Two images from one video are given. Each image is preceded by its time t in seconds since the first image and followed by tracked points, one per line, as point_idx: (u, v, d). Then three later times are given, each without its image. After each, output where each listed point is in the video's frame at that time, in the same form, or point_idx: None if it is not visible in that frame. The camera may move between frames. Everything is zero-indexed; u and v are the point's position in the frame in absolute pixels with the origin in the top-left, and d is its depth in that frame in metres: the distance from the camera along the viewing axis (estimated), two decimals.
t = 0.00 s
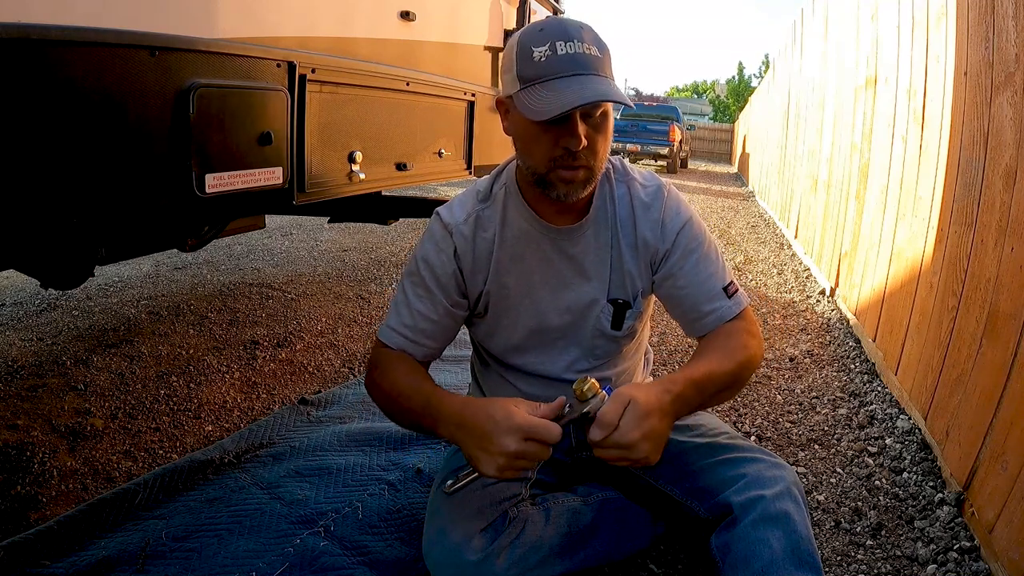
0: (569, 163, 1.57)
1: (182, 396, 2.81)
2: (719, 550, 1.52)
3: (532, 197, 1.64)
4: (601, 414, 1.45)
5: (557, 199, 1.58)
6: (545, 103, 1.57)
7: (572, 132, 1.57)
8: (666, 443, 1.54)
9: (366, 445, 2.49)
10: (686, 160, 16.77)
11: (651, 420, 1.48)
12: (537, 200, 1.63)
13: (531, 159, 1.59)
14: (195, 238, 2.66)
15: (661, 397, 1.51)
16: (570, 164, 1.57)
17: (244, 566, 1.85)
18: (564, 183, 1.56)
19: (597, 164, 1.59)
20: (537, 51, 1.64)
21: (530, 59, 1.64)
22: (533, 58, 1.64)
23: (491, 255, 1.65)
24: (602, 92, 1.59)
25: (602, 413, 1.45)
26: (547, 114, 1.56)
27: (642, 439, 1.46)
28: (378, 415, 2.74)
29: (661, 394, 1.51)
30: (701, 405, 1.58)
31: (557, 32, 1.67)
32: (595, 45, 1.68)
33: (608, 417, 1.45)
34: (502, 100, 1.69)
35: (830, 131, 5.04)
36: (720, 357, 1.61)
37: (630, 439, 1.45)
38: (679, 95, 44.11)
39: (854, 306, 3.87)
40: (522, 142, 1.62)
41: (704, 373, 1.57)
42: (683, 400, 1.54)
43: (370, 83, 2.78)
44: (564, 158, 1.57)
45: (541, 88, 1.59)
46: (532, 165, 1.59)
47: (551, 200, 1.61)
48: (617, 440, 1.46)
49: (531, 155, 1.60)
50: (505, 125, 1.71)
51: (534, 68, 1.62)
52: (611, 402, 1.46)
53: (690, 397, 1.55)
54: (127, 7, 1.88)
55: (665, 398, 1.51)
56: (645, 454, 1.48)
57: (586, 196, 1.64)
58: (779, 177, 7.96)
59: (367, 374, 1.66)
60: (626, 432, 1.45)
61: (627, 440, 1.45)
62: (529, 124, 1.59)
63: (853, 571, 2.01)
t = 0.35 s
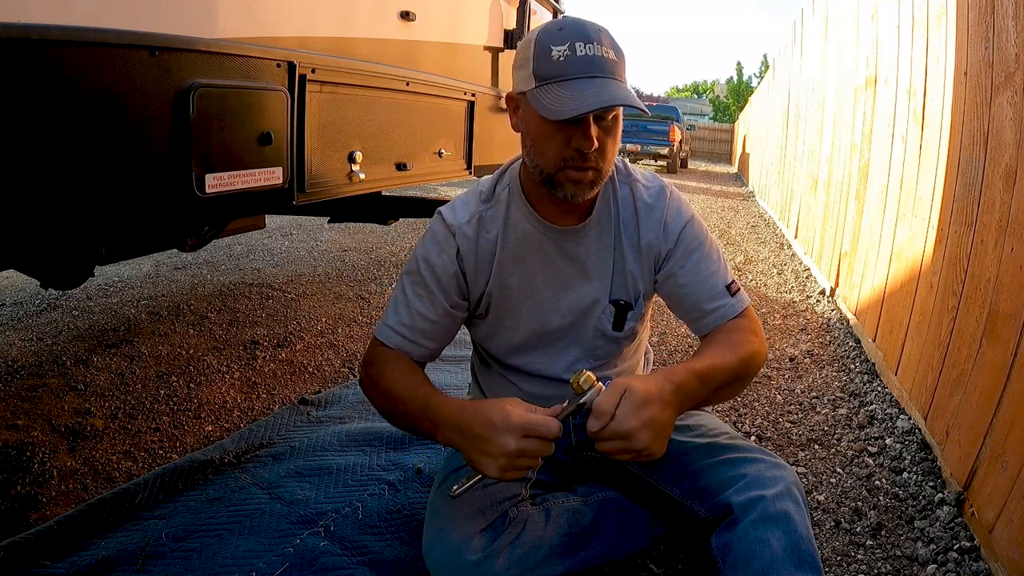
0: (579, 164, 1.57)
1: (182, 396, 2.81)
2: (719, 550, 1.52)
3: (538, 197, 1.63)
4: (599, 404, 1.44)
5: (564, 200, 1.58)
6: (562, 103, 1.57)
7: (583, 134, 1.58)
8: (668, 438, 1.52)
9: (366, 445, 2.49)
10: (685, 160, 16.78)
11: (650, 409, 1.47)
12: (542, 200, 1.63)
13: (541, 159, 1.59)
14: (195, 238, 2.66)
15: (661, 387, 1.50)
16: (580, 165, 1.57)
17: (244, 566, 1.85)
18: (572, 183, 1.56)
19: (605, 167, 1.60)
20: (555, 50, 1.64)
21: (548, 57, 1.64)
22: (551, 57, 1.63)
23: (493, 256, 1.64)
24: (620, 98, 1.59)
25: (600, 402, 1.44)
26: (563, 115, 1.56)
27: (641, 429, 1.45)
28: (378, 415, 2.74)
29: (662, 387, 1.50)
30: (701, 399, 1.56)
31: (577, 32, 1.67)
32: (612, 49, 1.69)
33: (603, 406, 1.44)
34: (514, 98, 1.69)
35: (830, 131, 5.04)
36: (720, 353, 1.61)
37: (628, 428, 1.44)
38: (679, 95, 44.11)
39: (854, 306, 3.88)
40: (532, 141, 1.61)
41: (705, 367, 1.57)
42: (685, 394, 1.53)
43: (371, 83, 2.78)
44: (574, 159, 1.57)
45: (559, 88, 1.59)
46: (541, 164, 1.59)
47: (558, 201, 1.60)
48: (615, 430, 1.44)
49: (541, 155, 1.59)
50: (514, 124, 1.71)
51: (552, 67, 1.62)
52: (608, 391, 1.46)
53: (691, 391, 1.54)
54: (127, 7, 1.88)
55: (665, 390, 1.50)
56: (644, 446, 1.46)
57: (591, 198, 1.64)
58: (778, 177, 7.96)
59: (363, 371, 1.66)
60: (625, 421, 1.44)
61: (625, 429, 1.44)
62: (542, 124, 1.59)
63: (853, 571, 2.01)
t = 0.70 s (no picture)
0: (583, 162, 1.57)
1: (182, 396, 2.81)
2: (719, 550, 1.52)
3: (540, 195, 1.63)
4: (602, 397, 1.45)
5: (567, 198, 1.58)
6: (570, 100, 1.56)
7: (588, 132, 1.58)
8: (671, 434, 1.51)
9: (366, 445, 2.49)
10: (686, 160, 16.79)
11: (653, 403, 1.47)
12: (545, 199, 1.62)
13: (545, 156, 1.59)
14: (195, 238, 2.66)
15: (664, 382, 1.51)
16: (583, 163, 1.57)
17: (244, 565, 1.85)
18: (576, 182, 1.56)
19: (608, 167, 1.61)
20: (563, 48, 1.64)
21: (556, 55, 1.63)
22: (559, 55, 1.63)
23: (494, 256, 1.64)
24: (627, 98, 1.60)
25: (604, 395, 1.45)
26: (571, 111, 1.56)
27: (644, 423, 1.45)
28: (378, 415, 2.74)
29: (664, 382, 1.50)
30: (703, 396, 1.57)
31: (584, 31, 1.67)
32: (619, 50, 1.69)
33: (607, 399, 1.45)
34: (518, 95, 1.69)
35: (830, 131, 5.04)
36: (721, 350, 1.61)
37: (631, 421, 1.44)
38: (679, 95, 44.11)
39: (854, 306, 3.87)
40: (536, 139, 1.61)
41: (706, 364, 1.57)
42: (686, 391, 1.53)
43: (370, 83, 2.78)
44: (579, 157, 1.57)
45: (566, 85, 1.59)
46: (546, 161, 1.58)
47: (560, 199, 1.60)
48: (618, 424, 1.45)
49: (546, 152, 1.59)
50: (518, 122, 1.71)
51: (559, 64, 1.62)
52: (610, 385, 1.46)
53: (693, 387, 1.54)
54: (127, 7, 1.89)
55: (667, 385, 1.50)
56: (647, 440, 1.46)
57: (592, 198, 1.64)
58: (779, 177, 7.96)
59: (365, 371, 1.67)
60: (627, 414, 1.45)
61: (628, 422, 1.44)
62: (547, 121, 1.59)
63: (853, 571, 2.01)
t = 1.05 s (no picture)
0: (585, 162, 1.57)
1: (182, 396, 2.81)
2: (719, 550, 1.52)
3: (541, 195, 1.63)
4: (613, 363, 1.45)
5: (568, 197, 1.58)
6: (573, 97, 1.56)
7: (591, 132, 1.58)
8: (674, 413, 1.52)
9: (366, 445, 2.49)
10: (686, 160, 16.80)
11: (662, 377, 1.47)
12: (546, 198, 1.62)
13: (547, 155, 1.59)
14: (195, 238, 2.66)
15: (678, 360, 1.50)
16: (586, 162, 1.57)
17: (244, 565, 1.85)
18: (578, 181, 1.56)
19: (609, 167, 1.61)
20: (567, 47, 1.64)
21: (560, 53, 1.63)
22: (562, 53, 1.63)
23: (494, 256, 1.64)
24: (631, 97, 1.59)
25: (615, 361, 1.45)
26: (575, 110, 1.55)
27: (651, 394, 1.46)
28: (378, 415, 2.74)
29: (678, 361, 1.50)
30: (713, 380, 1.56)
31: (588, 30, 1.67)
32: (622, 51, 1.69)
33: (617, 366, 1.45)
34: (520, 94, 1.69)
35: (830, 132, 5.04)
36: (728, 339, 1.60)
37: (638, 391, 1.45)
38: (679, 95, 44.12)
39: (854, 306, 3.88)
40: (538, 137, 1.61)
41: (716, 350, 1.56)
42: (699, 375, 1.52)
43: (371, 83, 2.78)
44: (581, 156, 1.57)
45: (569, 83, 1.59)
46: (547, 160, 1.58)
47: (561, 199, 1.60)
48: (624, 392, 1.45)
49: (548, 151, 1.59)
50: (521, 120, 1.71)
51: (562, 63, 1.62)
52: (625, 352, 1.47)
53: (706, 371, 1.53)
54: (127, 7, 1.88)
55: (682, 364, 1.50)
56: (649, 414, 1.47)
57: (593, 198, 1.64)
58: (779, 177, 7.96)
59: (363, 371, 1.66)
60: (633, 386, 1.45)
61: (633, 393, 1.45)
62: (550, 119, 1.59)
63: (853, 571, 2.01)
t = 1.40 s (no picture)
0: (586, 162, 1.57)
1: (182, 396, 2.81)
2: (719, 550, 1.52)
3: (540, 195, 1.63)
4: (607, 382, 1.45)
5: (568, 198, 1.58)
6: (575, 99, 1.56)
7: (593, 133, 1.58)
8: (671, 426, 1.51)
9: (366, 445, 2.49)
10: (686, 159, 16.81)
11: (658, 393, 1.46)
12: (546, 198, 1.62)
13: (547, 155, 1.59)
14: (195, 238, 2.66)
15: (668, 372, 1.50)
16: (586, 163, 1.57)
17: (244, 565, 1.85)
18: (578, 181, 1.56)
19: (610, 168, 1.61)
20: (569, 48, 1.64)
21: (561, 54, 1.63)
22: (564, 54, 1.63)
23: (494, 256, 1.64)
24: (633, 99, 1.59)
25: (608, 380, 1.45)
26: (577, 112, 1.55)
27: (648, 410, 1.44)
28: (378, 415, 2.74)
29: (669, 373, 1.50)
30: (704, 390, 1.57)
31: (590, 31, 1.68)
32: (624, 52, 1.69)
33: (613, 385, 1.44)
34: (522, 94, 1.69)
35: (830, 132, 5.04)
36: (719, 345, 1.61)
37: (638, 408, 1.44)
38: (679, 95, 44.12)
39: (854, 306, 3.88)
40: (539, 137, 1.61)
41: (707, 357, 1.57)
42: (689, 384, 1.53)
43: (370, 83, 2.78)
44: (582, 157, 1.57)
45: (571, 84, 1.59)
46: (548, 160, 1.58)
47: (561, 199, 1.60)
48: (622, 412, 1.44)
49: (548, 151, 1.59)
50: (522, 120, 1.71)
51: (564, 64, 1.62)
52: (614, 370, 1.46)
53: (696, 381, 1.54)
54: (127, 7, 1.88)
55: (672, 376, 1.50)
56: (650, 429, 1.46)
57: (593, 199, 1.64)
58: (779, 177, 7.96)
59: (365, 369, 1.67)
60: (633, 403, 1.44)
61: (633, 409, 1.43)
62: (551, 120, 1.59)
63: (853, 571, 2.01)
